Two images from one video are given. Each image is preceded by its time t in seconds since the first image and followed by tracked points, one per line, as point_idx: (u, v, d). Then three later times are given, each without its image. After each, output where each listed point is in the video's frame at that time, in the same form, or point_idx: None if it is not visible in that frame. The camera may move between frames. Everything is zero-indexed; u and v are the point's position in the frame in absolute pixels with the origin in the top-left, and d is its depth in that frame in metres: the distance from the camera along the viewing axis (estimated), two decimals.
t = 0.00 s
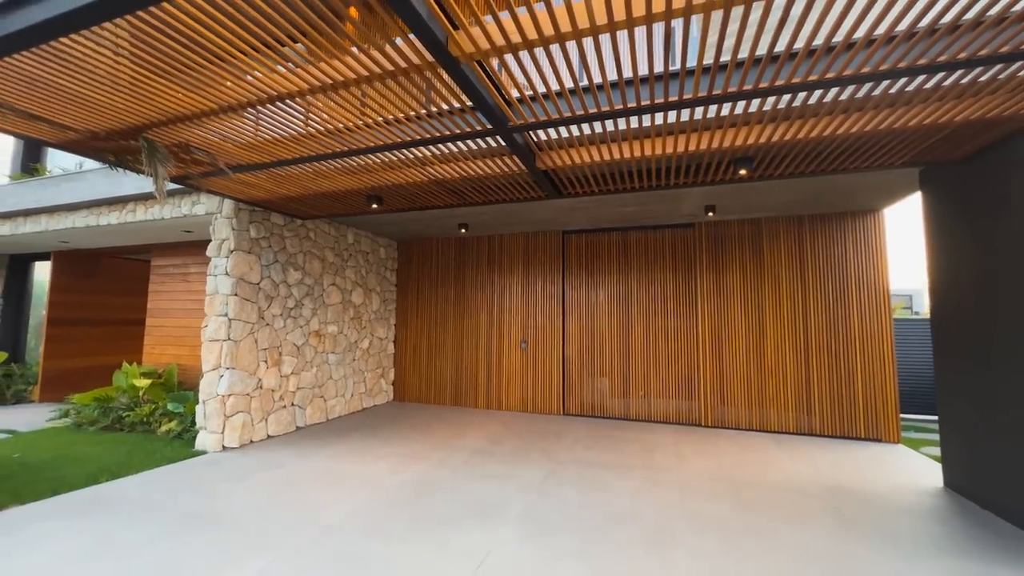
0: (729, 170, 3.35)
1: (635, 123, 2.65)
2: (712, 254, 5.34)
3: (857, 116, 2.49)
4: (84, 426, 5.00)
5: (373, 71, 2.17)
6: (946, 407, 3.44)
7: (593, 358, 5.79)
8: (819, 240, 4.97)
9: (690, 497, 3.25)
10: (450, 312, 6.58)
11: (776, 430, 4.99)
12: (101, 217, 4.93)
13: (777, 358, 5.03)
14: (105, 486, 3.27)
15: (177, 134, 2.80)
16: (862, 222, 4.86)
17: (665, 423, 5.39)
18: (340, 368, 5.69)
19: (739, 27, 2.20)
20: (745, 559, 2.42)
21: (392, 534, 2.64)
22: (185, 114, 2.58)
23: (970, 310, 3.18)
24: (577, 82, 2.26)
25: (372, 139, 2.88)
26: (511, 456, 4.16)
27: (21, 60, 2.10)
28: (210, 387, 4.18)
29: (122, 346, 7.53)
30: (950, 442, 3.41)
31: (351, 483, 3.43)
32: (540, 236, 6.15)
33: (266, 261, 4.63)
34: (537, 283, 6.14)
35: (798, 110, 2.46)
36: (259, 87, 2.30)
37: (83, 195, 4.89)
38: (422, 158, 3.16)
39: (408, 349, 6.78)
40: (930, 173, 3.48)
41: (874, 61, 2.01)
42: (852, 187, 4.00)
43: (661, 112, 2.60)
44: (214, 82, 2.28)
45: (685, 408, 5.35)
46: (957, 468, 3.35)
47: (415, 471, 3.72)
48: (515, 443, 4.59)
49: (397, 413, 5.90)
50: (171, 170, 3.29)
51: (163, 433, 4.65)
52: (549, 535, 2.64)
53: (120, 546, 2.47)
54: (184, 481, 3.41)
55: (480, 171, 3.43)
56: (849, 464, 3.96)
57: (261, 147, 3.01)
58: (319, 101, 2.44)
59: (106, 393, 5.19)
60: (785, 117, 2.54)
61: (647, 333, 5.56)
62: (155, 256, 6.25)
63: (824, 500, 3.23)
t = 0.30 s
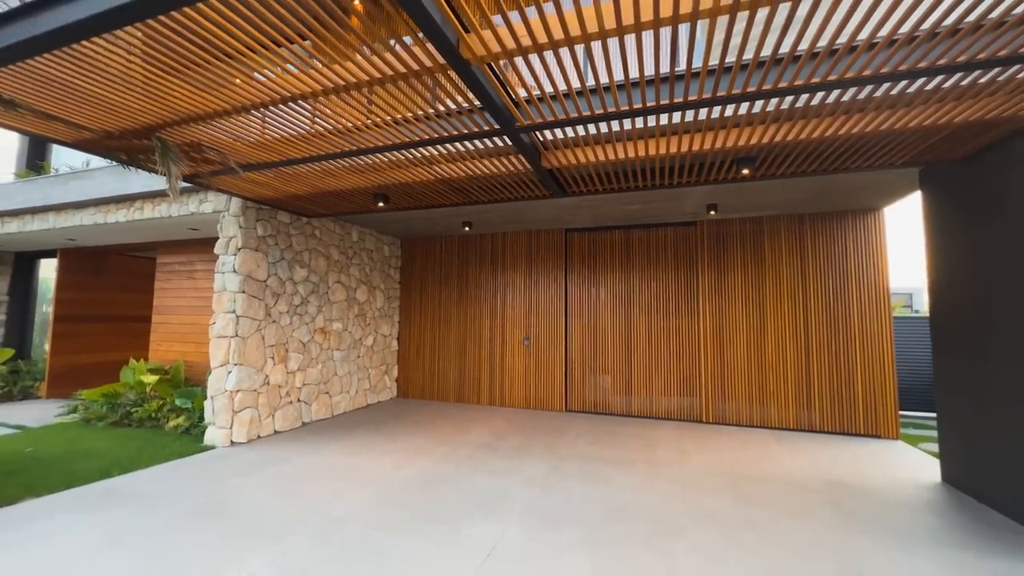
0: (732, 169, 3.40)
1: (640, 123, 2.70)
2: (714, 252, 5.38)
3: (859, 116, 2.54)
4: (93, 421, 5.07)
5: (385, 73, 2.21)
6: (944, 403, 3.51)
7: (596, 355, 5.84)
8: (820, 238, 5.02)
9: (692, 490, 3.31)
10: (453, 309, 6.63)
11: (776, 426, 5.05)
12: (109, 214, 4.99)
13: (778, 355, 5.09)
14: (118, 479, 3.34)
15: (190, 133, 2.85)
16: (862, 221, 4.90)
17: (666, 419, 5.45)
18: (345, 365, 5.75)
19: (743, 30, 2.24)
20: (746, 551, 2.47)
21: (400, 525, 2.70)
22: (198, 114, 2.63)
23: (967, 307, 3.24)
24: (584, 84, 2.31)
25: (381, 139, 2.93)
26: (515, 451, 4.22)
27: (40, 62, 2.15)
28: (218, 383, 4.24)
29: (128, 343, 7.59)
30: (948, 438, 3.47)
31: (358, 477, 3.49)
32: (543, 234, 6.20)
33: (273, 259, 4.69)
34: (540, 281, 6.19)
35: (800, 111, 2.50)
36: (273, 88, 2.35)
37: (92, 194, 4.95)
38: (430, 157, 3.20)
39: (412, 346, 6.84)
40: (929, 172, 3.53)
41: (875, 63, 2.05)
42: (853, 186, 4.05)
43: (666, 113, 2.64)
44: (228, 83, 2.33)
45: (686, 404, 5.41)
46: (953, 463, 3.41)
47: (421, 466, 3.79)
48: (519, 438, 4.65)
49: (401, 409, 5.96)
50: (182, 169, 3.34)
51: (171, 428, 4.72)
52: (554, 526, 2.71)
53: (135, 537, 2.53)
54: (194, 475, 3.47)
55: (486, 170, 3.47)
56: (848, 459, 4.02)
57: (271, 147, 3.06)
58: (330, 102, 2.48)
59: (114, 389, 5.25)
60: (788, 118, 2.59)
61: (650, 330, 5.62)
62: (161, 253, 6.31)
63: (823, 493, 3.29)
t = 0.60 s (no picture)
0: (729, 170, 3.45)
1: (638, 125, 2.75)
2: (712, 251, 5.44)
3: (854, 118, 2.59)
4: (97, 419, 5.11)
5: (389, 77, 2.25)
6: (937, 400, 3.57)
7: (595, 353, 5.90)
8: (817, 237, 5.08)
9: (689, 486, 3.38)
10: (453, 308, 6.68)
11: (773, 423, 5.11)
12: (111, 214, 5.02)
13: (774, 353, 5.15)
14: (124, 475, 3.38)
15: (196, 135, 2.89)
16: (858, 220, 4.96)
17: (664, 416, 5.51)
18: (347, 363, 5.80)
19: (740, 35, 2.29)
20: (742, 543, 2.53)
21: (403, 520, 2.75)
22: (204, 116, 2.66)
23: (960, 306, 3.30)
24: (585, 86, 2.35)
25: (384, 140, 2.97)
26: (515, 448, 4.28)
27: (49, 65, 2.18)
28: (221, 380, 4.29)
29: (129, 342, 7.63)
30: (941, 434, 3.53)
31: (361, 473, 3.54)
32: (543, 233, 6.25)
33: (275, 258, 4.73)
34: (540, 280, 6.24)
35: (797, 113, 2.55)
36: (279, 91, 2.39)
37: (95, 193, 4.98)
38: (431, 157, 3.24)
39: (412, 344, 6.89)
40: (924, 172, 3.58)
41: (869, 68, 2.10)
42: (849, 186, 4.09)
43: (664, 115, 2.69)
44: (233, 86, 2.36)
45: (684, 402, 5.47)
46: (946, 459, 3.47)
47: (423, 462, 3.84)
48: (519, 435, 4.71)
49: (402, 407, 6.01)
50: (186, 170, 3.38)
51: (175, 425, 4.77)
52: (554, 520, 2.77)
53: (143, 533, 2.57)
54: (200, 471, 3.52)
55: (486, 171, 3.52)
56: (843, 455, 4.09)
57: (275, 148, 3.10)
58: (334, 104, 2.52)
59: (117, 387, 5.29)
60: (785, 120, 2.63)
61: (648, 329, 5.67)
62: (163, 253, 6.33)
63: (818, 488, 3.35)
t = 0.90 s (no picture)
0: (718, 172, 3.55)
1: (629, 130, 2.84)
2: (704, 250, 5.55)
3: (836, 124, 2.68)
4: (98, 415, 5.19)
5: (387, 85, 2.33)
6: (919, 395, 3.68)
7: (590, 350, 6.00)
8: (806, 236, 5.19)
9: (679, 478, 3.49)
10: (450, 306, 6.76)
11: (762, 418, 5.24)
12: (112, 213, 5.07)
13: (765, 350, 5.26)
14: (129, 470, 3.47)
15: (199, 138, 2.96)
16: (847, 220, 5.07)
17: (657, 412, 5.62)
18: (345, 360, 5.88)
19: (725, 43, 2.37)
20: (728, 531, 2.64)
21: (403, 511, 2.85)
22: (207, 120, 2.74)
23: (940, 304, 3.41)
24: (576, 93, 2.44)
25: (382, 143, 3.05)
26: (511, 443, 4.38)
27: (59, 74, 2.25)
28: (222, 377, 4.37)
29: (128, 339, 7.67)
30: (922, 428, 3.65)
31: (361, 467, 3.64)
32: (539, 232, 6.33)
33: (274, 257, 4.80)
34: (535, 278, 6.33)
35: (781, 118, 2.64)
36: (281, 97, 2.47)
37: (95, 193, 5.03)
38: (428, 159, 3.32)
39: (410, 342, 6.97)
40: (907, 175, 3.68)
41: (848, 77, 2.19)
42: (837, 187, 4.20)
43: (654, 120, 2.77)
44: (236, 93, 2.44)
45: (677, 398, 5.58)
46: (926, 451, 3.60)
47: (420, 457, 3.94)
48: (515, 431, 4.81)
49: (399, 403, 6.10)
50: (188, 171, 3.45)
51: (176, 422, 4.85)
52: (548, 511, 2.87)
53: (150, 525, 2.66)
54: (203, 466, 3.60)
55: (482, 172, 3.60)
56: (829, 449, 4.21)
57: (276, 150, 3.17)
58: (334, 109, 2.60)
59: (118, 384, 5.36)
60: (770, 125, 2.72)
61: (642, 326, 5.78)
62: (162, 251, 6.39)
63: (802, 480, 3.47)
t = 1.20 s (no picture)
0: (703, 175, 3.66)
1: (616, 136, 2.94)
2: (694, 250, 5.67)
3: (814, 130, 2.79)
4: (98, 413, 5.27)
5: (382, 93, 2.43)
6: (897, 390, 3.81)
7: (583, 348, 6.12)
8: (793, 237, 5.32)
9: (666, 471, 3.61)
10: (446, 304, 6.86)
11: (750, 414, 5.36)
12: (111, 213, 5.14)
13: (753, 347, 5.39)
14: (132, 464, 3.56)
15: (200, 142, 3.06)
16: (833, 220, 5.19)
17: (648, 409, 5.75)
18: (342, 358, 5.97)
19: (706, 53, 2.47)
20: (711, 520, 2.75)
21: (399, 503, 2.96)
22: (208, 126, 2.83)
23: (916, 303, 3.54)
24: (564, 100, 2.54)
25: (378, 148, 3.15)
26: (504, 438, 4.49)
27: (66, 84, 2.34)
28: (222, 375, 4.46)
29: (126, 338, 7.74)
30: (900, 422, 3.79)
31: (358, 461, 3.74)
32: (533, 232, 6.44)
33: (273, 257, 4.88)
34: (530, 277, 6.43)
35: (761, 125, 2.74)
36: (280, 105, 2.56)
37: (95, 193, 5.10)
38: (423, 162, 3.42)
39: (406, 340, 7.06)
40: (887, 178, 3.81)
41: (821, 87, 2.29)
42: (821, 189, 4.32)
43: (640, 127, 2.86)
44: (237, 101, 2.53)
45: (667, 394, 5.70)
46: (904, 444, 3.73)
47: (415, 451, 4.04)
48: (508, 427, 4.92)
49: (395, 401, 6.20)
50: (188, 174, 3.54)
51: (175, 419, 4.94)
52: (538, 502, 2.98)
53: (155, 516, 2.75)
54: (205, 461, 3.69)
55: (475, 175, 3.70)
56: (813, 443, 4.34)
57: (274, 154, 3.26)
58: (331, 116, 2.69)
59: (118, 382, 5.45)
60: (751, 130, 2.83)
61: (633, 324, 5.90)
62: (160, 251, 6.45)
63: (785, 472, 3.60)
